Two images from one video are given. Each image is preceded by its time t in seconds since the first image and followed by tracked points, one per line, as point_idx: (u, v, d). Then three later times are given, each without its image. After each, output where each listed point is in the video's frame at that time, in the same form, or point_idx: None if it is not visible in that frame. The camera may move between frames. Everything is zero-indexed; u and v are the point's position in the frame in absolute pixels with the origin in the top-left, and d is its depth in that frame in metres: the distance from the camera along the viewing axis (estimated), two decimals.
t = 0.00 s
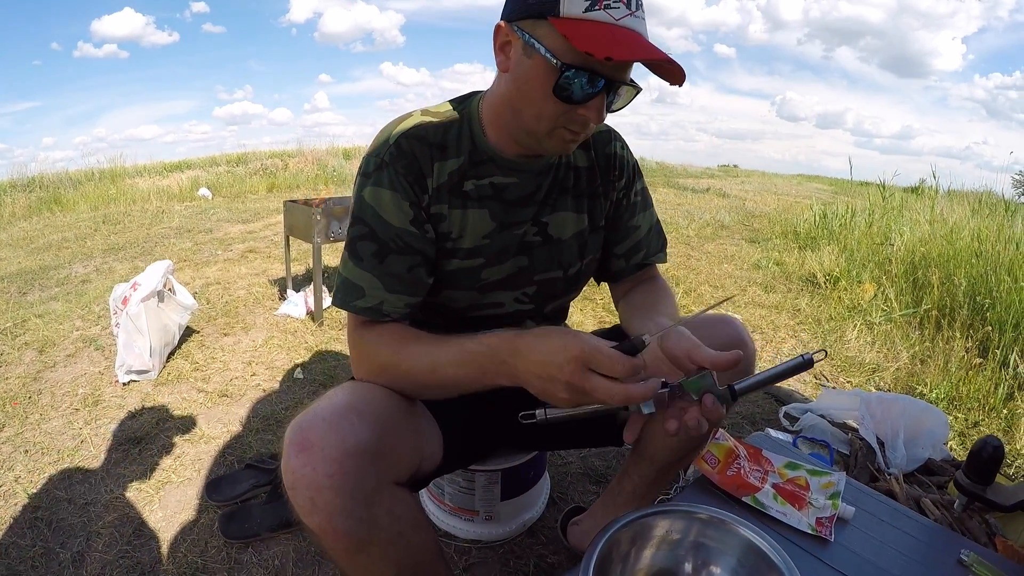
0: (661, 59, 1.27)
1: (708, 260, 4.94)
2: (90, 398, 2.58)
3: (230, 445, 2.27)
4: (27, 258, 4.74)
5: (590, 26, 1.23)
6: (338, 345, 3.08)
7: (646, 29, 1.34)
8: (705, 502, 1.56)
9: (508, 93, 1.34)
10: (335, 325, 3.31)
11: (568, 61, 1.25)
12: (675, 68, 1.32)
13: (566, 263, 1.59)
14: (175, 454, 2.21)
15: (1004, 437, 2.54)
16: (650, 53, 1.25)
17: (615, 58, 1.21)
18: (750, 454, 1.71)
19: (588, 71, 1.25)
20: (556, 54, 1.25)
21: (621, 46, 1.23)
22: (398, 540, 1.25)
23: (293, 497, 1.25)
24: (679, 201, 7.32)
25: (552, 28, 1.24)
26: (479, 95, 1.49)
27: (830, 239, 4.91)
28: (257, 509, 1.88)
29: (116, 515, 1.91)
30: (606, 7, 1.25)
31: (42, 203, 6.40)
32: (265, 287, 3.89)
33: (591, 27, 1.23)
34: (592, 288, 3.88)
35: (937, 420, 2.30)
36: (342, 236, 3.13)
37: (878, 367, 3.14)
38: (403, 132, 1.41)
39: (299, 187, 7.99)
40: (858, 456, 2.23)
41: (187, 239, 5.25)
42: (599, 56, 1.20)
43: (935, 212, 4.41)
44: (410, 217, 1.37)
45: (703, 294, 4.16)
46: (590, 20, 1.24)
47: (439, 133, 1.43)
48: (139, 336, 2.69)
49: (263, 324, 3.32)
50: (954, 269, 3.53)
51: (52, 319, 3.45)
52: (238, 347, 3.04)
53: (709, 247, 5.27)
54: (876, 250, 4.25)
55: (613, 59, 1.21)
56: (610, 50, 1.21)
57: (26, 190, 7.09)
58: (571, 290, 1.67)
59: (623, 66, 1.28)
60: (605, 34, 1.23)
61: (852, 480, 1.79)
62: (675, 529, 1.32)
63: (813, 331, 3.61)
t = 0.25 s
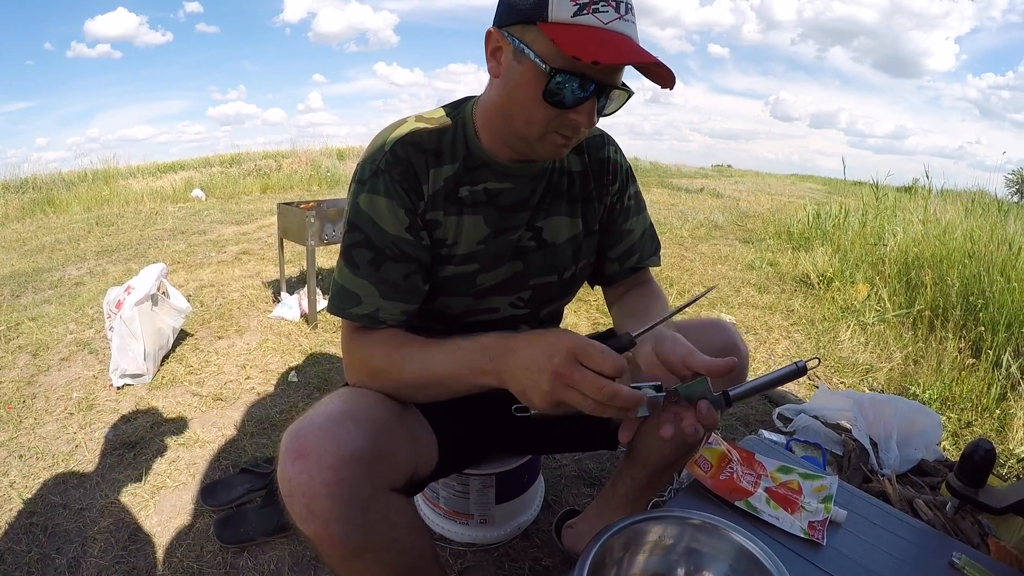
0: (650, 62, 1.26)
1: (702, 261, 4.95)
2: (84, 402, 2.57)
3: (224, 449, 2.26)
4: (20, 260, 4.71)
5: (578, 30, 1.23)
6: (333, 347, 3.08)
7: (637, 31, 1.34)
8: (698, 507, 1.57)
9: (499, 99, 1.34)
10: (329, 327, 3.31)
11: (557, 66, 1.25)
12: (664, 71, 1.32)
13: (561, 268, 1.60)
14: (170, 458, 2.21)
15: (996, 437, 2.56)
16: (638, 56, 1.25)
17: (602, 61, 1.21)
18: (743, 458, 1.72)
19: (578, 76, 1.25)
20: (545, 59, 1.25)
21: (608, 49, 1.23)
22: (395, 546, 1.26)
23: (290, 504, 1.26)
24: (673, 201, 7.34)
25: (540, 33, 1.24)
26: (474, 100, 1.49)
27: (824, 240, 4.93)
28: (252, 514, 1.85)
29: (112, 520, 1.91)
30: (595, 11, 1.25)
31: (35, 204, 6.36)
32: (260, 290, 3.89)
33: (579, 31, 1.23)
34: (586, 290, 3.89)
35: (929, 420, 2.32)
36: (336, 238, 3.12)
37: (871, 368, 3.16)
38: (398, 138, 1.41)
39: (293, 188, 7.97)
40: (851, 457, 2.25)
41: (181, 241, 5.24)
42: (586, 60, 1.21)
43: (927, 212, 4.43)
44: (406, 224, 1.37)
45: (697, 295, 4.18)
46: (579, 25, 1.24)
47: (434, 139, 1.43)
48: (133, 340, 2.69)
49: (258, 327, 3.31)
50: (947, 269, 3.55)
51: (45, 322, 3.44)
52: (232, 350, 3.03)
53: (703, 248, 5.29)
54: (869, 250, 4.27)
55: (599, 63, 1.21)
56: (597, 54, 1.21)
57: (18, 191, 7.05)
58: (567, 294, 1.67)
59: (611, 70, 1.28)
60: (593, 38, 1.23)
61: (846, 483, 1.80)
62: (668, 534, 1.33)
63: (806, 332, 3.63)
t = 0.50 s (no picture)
0: (651, 63, 1.26)
1: (696, 261, 4.96)
2: (77, 406, 2.56)
3: (219, 453, 2.25)
4: (11, 262, 4.68)
5: (578, 34, 1.23)
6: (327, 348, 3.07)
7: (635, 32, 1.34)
8: (695, 509, 1.57)
9: (498, 104, 1.33)
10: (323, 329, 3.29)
11: (557, 71, 1.25)
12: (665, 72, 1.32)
13: (558, 273, 1.59)
14: (164, 462, 2.20)
15: (990, 436, 2.57)
16: (639, 58, 1.24)
17: (605, 65, 1.21)
18: (739, 460, 1.72)
19: (578, 80, 1.25)
20: (544, 63, 1.25)
21: (610, 53, 1.22)
22: (376, 550, 1.25)
23: (270, 510, 1.25)
24: (667, 201, 7.35)
25: (540, 37, 1.23)
26: (470, 105, 1.48)
27: (817, 239, 4.94)
28: (247, 518, 1.87)
29: (106, 524, 1.89)
30: (594, 13, 1.25)
31: (27, 205, 6.32)
32: (253, 291, 3.87)
33: (580, 35, 1.23)
34: (581, 290, 3.89)
35: (924, 420, 2.33)
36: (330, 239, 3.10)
37: (866, 367, 3.16)
38: (393, 144, 1.40)
39: (287, 188, 7.94)
40: (846, 458, 2.25)
41: (174, 242, 5.21)
42: (589, 64, 1.20)
43: (920, 211, 4.45)
44: (397, 232, 1.36)
45: (692, 295, 4.18)
46: (579, 28, 1.23)
47: (429, 145, 1.42)
48: (125, 343, 2.67)
49: (251, 329, 3.30)
50: (940, 269, 3.56)
51: (38, 324, 3.41)
52: (226, 353, 3.02)
53: (697, 248, 5.29)
54: (863, 250, 4.28)
55: (603, 67, 1.20)
56: (600, 58, 1.21)
57: (10, 193, 7.00)
58: (563, 299, 1.67)
59: (612, 73, 1.27)
60: (594, 42, 1.23)
61: (841, 485, 1.81)
62: (666, 538, 1.32)
63: (800, 332, 3.63)
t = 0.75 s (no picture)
0: (643, 52, 1.25)
1: (691, 260, 4.97)
2: (72, 406, 2.54)
3: (214, 452, 2.24)
4: (4, 262, 4.65)
5: (567, 26, 1.23)
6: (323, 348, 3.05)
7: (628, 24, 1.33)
8: (693, 505, 1.57)
9: (491, 100, 1.33)
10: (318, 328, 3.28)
11: (547, 64, 1.24)
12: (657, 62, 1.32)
13: (554, 271, 1.59)
14: (160, 462, 2.19)
15: (985, 433, 2.58)
16: (630, 47, 1.24)
17: (596, 56, 1.20)
18: (737, 456, 1.72)
19: (570, 73, 1.24)
20: (535, 58, 1.24)
21: (601, 44, 1.22)
22: (374, 548, 1.25)
23: (268, 507, 1.25)
24: (662, 201, 7.36)
25: (529, 31, 1.23)
26: (464, 101, 1.48)
27: (812, 238, 4.96)
28: (244, 518, 1.86)
29: (101, 525, 1.88)
30: (584, 5, 1.25)
31: (20, 205, 6.28)
32: (248, 291, 3.85)
33: (570, 27, 1.22)
34: (576, 289, 3.88)
35: (920, 417, 2.33)
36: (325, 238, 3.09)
37: (861, 365, 3.17)
38: (388, 141, 1.40)
39: (282, 188, 7.92)
40: (843, 454, 2.26)
41: (168, 242, 5.19)
42: (579, 55, 1.20)
43: (915, 209, 4.46)
44: (392, 229, 1.35)
45: (687, 293, 4.19)
46: (568, 20, 1.23)
47: (424, 142, 1.42)
48: (120, 343, 2.65)
49: (246, 329, 3.29)
50: (935, 267, 3.57)
51: (32, 325, 3.39)
52: (221, 352, 3.00)
53: (692, 247, 5.30)
54: (858, 248, 4.29)
55: (591, 58, 1.20)
56: (590, 49, 1.20)
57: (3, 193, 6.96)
58: (559, 296, 1.67)
59: (604, 65, 1.27)
60: (583, 33, 1.22)
61: (839, 481, 1.81)
62: (666, 534, 1.32)
63: (796, 330, 3.64)
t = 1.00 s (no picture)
0: (625, 42, 1.24)
1: (686, 259, 4.97)
2: (66, 408, 2.52)
3: (210, 454, 2.23)
4: None
5: (548, 19, 1.22)
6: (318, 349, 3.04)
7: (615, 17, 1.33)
8: (692, 504, 1.57)
9: (479, 99, 1.33)
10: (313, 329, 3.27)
11: (531, 60, 1.24)
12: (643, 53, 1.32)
13: (549, 270, 1.59)
14: (155, 463, 2.17)
15: (980, 431, 2.59)
16: (612, 37, 1.23)
17: (575, 48, 1.20)
18: (734, 454, 1.72)
19: (555, 68, 1.24)
20: (517, 54, 1.24)
21: (582, 36, 1.21)
22: (371, 548, 1.24)
23: (264, 507, 1.23)
24: (657, 200, 7.37)
25: (511, 27, 1.24)
26: (457, 100, 1.47)
27: (807, 237, 4.97)
28: (240, 520, 1.84)
29: (97, 527, 1.87)
30: None
31: (13, 207, 6.24)
32: (242, 292, 3.84)
33: (550, 20, 1.22)
34: (572, 289, 3.88)
35: (916, 415, 2.34)
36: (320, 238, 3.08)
37: (856, 363, 3.18)
38: (380, 138, 1.39)
39: (276, 189, 7.90)
40: (839, 452, 2.26)
41: (162, 243, 5.17)
42: (558, 48, 1.19)
43: (909, 208, 4.48)
44: (386, 228, 1.35)
45: (683, 293, 4.19)
46: (549, 14, 1.23)
47: (417, 140, 1.41)
48: (115, 344, 2.64)
49: (241, 330, 3.27)
50: (930, 265, 3.59)
51: (25, 326, 3.37)
52: (216, 353, 2.99)
53: (688, 247, 5.31)
54: (852, 247, 4.30)
55: (570, 50, 1.19)
56: (569, 42, 1.20)
57: None
58: (554, 295, 1.67)
59: (589, 59, 1.26)
60: (564, 26, 1.22)
61: (837, 478, 1.81)
62: (666, 532, 1.32)
63: (791, 329, 3.65)
